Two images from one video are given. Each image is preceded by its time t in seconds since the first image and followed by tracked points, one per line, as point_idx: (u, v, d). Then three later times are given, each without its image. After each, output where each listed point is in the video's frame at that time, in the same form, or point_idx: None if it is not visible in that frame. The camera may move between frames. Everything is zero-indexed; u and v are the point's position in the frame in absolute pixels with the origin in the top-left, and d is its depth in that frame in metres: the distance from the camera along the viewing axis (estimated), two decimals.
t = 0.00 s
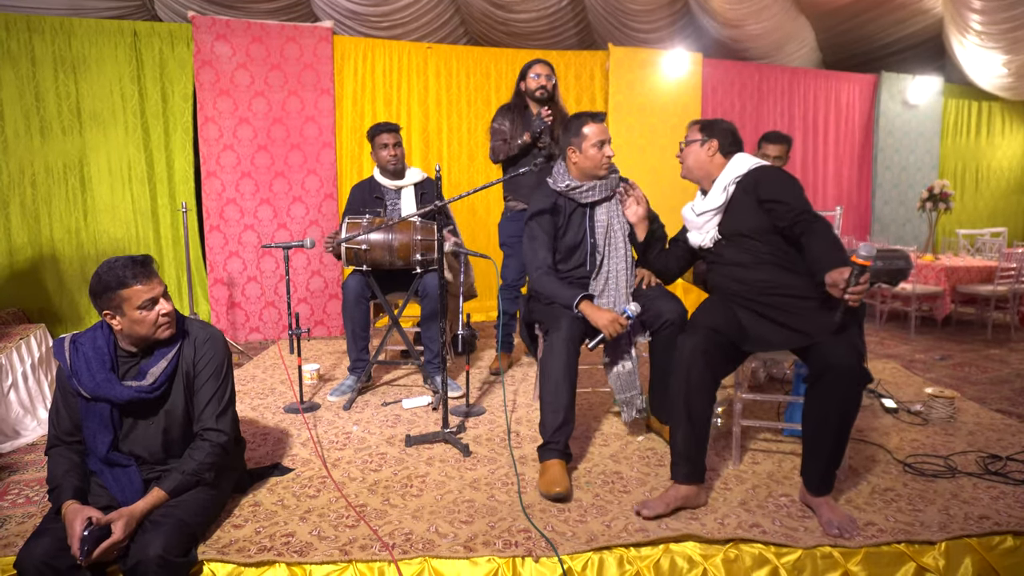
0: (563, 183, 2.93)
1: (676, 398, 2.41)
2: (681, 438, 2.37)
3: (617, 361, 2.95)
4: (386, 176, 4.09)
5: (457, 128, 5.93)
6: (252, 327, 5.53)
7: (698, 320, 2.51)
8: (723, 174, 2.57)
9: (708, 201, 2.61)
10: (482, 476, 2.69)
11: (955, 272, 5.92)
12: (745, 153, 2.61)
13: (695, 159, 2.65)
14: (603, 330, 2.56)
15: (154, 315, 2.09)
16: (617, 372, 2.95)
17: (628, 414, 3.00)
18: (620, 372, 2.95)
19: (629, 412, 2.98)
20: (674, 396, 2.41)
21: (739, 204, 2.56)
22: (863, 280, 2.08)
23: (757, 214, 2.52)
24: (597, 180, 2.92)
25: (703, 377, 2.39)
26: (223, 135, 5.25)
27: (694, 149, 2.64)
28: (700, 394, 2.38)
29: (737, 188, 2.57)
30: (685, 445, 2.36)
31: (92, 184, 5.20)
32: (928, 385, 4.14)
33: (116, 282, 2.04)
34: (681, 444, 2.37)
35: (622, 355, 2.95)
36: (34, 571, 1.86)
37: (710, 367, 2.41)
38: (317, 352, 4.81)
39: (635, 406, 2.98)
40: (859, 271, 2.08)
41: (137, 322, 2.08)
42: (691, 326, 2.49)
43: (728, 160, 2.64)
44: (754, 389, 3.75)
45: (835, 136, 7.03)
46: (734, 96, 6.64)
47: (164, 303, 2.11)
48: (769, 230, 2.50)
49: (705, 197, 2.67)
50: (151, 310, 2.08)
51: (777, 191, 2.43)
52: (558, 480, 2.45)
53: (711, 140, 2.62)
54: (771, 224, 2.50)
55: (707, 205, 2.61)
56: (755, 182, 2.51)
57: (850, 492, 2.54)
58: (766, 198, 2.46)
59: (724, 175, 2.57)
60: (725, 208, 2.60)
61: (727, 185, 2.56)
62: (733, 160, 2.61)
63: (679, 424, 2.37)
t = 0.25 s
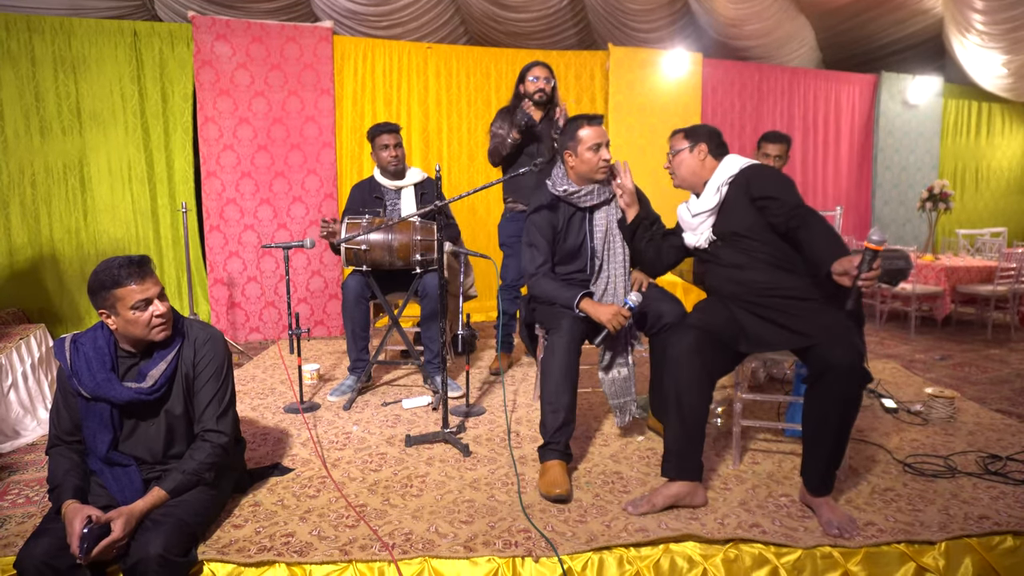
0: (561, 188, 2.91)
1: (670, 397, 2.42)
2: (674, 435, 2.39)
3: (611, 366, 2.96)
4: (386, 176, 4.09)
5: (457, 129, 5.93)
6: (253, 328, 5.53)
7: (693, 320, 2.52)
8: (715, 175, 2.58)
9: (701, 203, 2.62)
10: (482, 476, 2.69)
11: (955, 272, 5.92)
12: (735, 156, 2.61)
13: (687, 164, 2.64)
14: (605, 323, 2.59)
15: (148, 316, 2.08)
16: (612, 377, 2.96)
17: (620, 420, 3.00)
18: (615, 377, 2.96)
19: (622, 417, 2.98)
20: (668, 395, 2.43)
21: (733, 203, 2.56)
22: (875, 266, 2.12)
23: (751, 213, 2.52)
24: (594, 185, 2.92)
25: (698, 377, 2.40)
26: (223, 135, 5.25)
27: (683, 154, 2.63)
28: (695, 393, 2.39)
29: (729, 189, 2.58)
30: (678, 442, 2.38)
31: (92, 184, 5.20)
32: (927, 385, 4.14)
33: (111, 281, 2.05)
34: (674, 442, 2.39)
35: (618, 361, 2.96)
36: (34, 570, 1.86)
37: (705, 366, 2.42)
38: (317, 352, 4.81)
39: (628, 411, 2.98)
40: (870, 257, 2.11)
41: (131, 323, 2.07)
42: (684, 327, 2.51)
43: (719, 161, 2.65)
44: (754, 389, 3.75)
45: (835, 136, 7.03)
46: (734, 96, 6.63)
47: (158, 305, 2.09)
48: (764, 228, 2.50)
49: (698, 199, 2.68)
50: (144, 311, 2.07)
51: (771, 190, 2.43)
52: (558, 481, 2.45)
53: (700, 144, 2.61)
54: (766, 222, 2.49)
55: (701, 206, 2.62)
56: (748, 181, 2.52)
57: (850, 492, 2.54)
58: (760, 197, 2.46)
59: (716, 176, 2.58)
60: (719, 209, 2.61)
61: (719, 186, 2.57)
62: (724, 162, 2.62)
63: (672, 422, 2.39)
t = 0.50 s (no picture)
0: (559, 187, 2.92)
1: (666, 397, 2.43)
2: (671, 434, 2.40)
3: (608, 363, 2.96)
4: (386, 176, 4.08)
5: (457, 129, 5.93)
6: (252, 328, 5.53)
7: (688, 320, 2.52)
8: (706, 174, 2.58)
9: (693, 202, 2.61)
10: (482, 476, 2.69)
11: (955, 272, 5.92)
12: (726, 156, 2.62)
13: (682, 163, 2.65)
14: (600, 315, 2.60)
15: (141, 318, 2.07)
16: (611, 377, 2.96)
17: (621, 420, 2.99)
18: (613, 377, 2.96)
19: (623, 417, 2.96)
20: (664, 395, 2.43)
21: (725, 202, 2.55)
22: (883, 250, 2.17)
23: (744, 212, 2.52)
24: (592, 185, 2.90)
25: (693, 377, 2.41)
26: (223, 135, 5.25)
27: (678, 153, 2.65)
28: (691, 393, 2.40)
29: (720, 188, 2.57)
30: (675, 441, 2.39)
31: (92, 184, 5.20)
32: (927, 385, 4.14)
33: (106, 282, 2.04)
34: (671, 441, 2.39)
35: (616, 361, 2.95)
36: (34, 570, 1.86)
37: (700, 366, 2.43)
38: (317, 352, 4.81)
39: (628, 410, 2.96)
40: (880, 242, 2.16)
41: (124, 324, 2.07)
42: (679, 327, 2.52)
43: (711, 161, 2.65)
44: (754, 389, 3.75)
45: (835, 136, 7.03)
46: (734, 96, 6.63)
47: (152, 307, 2.09)
48: (758, 226, 2.50)
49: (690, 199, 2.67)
50: (138, 314, 2.07)
51: (762, 187, 2.43)
52: (558, 481, 2.45)
53: (697, 144, 2.63)
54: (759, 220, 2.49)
55: (692, 205, 2.60)
56: (740, 180, 2.51)
57: (850, 492, 2.54)
58: (752, 196, 2.46)
59: (707, 175, 2.57)
60: (711, 208, 2.60)
61: (710, 185, 2.56)
62: (716, 162, 2.61)
63: (669, 422, 2.40)
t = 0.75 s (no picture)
0: (562, 183, 2.95)
1: (665, 397, 2.43)
2: (670, 433, 2.40)
3: (608, 360, 2.98)
4: (386, 176, 4.08)
5: (457, 129, 5.93)
6: (252, 328, 5.53)
7: (687, 319, 2.53)
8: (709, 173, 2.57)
9: (694, 200, 2.60)
10: (482, 476, 2.69)
11: (955, 272, 5.92)
12: (728, 155, 2.61)
13: (683, 162, 2.63)
14: (589, 317, 2.57)
15: (140, 318, 2.07)
16: (610, 373, 2.97)
17: (620, 416, 3.01)
18: (613, 373, 2.97)
19: (621, 413, 2.99)
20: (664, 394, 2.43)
21: (726, 201, 2.55)
22: (882, 252, 2.13)
23: (744, 211, 2.53)
24: (596, 180, 2.91)
25: (692, 376, 2.41)
26: (223, 135, 5.25)
27: (678, 151, 2.63)
28: (690, 392, 2.40)
29: (722, 186, 2.57)
30: (674, 441, 2.39)
31: (92, 184, 5.20)
32: (927, 385, 4.14)
33: (107, 281, 2.05)
34: (670, 440, 2.40)
35: (615, 358, 2.97)
36: (34, 570, 1.86)
37: (699, 366, 2.43)
38: (317, 352, 4.81)
39: (627, 407, 2.99)
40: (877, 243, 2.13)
41: (124, 323, 2.07)
42: (678, 327, 2.52)
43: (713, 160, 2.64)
44: (754, 389, 3.75)
45: (835, 136, 7.03)
46: (734, 96, 6.63)
47: (153, 306, 2.09)
48: (758, 225, 2.51)
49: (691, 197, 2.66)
50: (138, 313, 2.07)
51: (764, 186, 2.44)
52: (558, 479, 2.46)
53: (699, 142, 2.61)
54: (759, 219, 2.50)
55: (693, 204, 2.59)
56: (741, 178, 2.52)
57: (850, 492, 2.54)
58: (753, 195, 2.47)
59: (710, 174, 2.56)
60: (712, 206, 2.59)
61: (712, 183, 2.56)
62: (718, 161, 2.61)
63: (668, 421, 2.40)
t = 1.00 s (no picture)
0: (570, 183, 2.94)
1: (668, 395, 2.43)
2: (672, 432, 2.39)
3: (608, 364, 2.98)
4: (386, 176, 4.08)
5: (457, 129, 5.93)
6: (252, 328, 5.53)
7: (691, 318, 2.53)
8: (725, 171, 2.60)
9: (709, 196, 2.64)
10: (482, 476, 2.69)
11: (955, 272, 5.92)
12: (746, 153, 2.64)
13: (696, 158, 2.66)
14: (593, 320, 2.57)
15: (140, 320, 2.07)
16: (610, 377, 2.97)
17: (619, 418, 3.02)
18: (613, 376, 2.97)
19: (620, 416, 3.00)
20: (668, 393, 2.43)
21: (743, 199, 2.59)
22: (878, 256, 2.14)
23: (760, 210, 2.56)
24: (605, 183, 2.92)
25: (695, 374, 2.42)
26: (223, 135, 5.25)
27: (693, 148, 2.65)
28: (693, 391, 2.40)
29: (739, 185, 2.60)
30: (676, 439, 2.38)
31: (92, 184, 5.20)
32: (927, 384, 4.14)
33: (105, 284, 2.05)
34: (672, 439, 2.39)
35: (617, 362, 2.97)
36: (34, 570, 1.86)
37: (703, 364, 2.43)
38: (317, 352, 4.81)
39: (627, 410, 3.00)
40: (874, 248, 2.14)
41: (122, 325, 2.07)
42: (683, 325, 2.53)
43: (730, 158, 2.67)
44: (754, 389, 3.75)
45: (835, 136, 7.03)
46: (734, 96, 6.63)
47: (151, 310, 2.09)
48: (772, 226, 2.54)
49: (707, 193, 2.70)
50: (136, 316, 2.06)
51: (782, 187, 2.48)
52: (559, 479, 2.46)
53: (714, 138, 2.63)
54: (774, 220, 2.54)
55: (708, 200, 2.63)
56: (758, 177, 2.55)
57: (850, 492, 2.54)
58: (771, 194, 2.50)
59: (728, 172, 2.60)
60: (728, 203, 2.62)
61: (728, 182, 2.59)
62: (735, 159, 2.64)
63: (670, 420, 2.40)
